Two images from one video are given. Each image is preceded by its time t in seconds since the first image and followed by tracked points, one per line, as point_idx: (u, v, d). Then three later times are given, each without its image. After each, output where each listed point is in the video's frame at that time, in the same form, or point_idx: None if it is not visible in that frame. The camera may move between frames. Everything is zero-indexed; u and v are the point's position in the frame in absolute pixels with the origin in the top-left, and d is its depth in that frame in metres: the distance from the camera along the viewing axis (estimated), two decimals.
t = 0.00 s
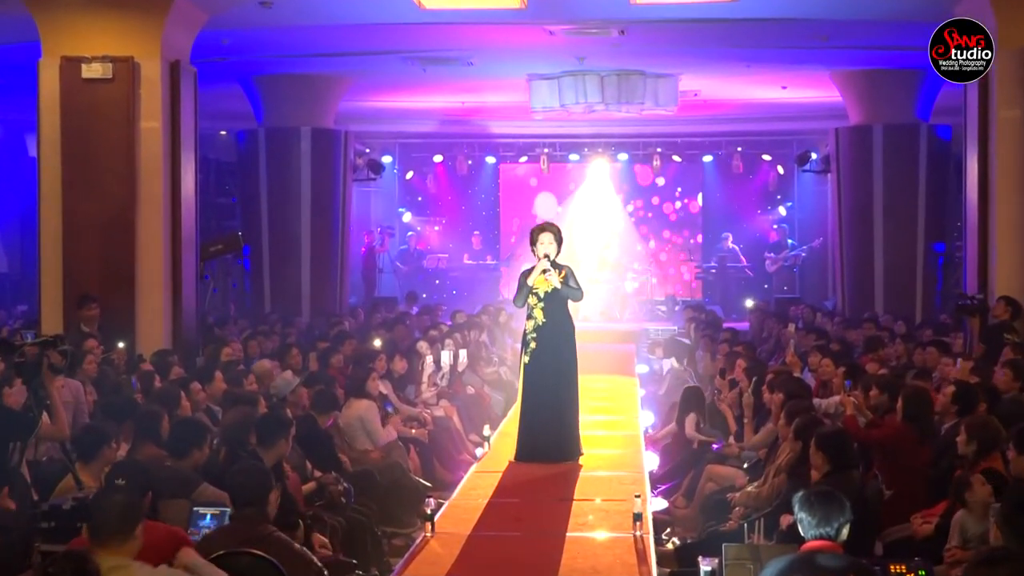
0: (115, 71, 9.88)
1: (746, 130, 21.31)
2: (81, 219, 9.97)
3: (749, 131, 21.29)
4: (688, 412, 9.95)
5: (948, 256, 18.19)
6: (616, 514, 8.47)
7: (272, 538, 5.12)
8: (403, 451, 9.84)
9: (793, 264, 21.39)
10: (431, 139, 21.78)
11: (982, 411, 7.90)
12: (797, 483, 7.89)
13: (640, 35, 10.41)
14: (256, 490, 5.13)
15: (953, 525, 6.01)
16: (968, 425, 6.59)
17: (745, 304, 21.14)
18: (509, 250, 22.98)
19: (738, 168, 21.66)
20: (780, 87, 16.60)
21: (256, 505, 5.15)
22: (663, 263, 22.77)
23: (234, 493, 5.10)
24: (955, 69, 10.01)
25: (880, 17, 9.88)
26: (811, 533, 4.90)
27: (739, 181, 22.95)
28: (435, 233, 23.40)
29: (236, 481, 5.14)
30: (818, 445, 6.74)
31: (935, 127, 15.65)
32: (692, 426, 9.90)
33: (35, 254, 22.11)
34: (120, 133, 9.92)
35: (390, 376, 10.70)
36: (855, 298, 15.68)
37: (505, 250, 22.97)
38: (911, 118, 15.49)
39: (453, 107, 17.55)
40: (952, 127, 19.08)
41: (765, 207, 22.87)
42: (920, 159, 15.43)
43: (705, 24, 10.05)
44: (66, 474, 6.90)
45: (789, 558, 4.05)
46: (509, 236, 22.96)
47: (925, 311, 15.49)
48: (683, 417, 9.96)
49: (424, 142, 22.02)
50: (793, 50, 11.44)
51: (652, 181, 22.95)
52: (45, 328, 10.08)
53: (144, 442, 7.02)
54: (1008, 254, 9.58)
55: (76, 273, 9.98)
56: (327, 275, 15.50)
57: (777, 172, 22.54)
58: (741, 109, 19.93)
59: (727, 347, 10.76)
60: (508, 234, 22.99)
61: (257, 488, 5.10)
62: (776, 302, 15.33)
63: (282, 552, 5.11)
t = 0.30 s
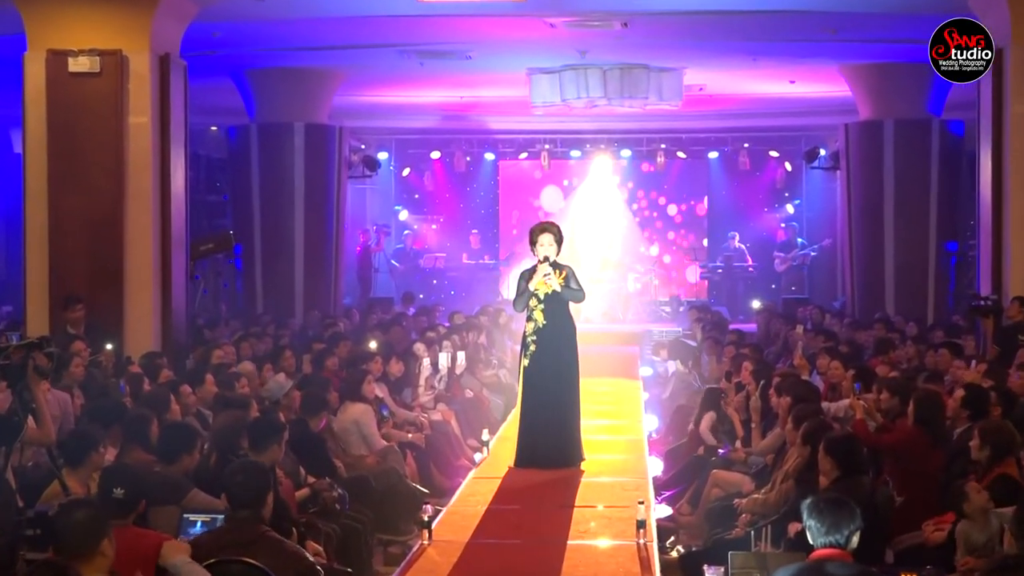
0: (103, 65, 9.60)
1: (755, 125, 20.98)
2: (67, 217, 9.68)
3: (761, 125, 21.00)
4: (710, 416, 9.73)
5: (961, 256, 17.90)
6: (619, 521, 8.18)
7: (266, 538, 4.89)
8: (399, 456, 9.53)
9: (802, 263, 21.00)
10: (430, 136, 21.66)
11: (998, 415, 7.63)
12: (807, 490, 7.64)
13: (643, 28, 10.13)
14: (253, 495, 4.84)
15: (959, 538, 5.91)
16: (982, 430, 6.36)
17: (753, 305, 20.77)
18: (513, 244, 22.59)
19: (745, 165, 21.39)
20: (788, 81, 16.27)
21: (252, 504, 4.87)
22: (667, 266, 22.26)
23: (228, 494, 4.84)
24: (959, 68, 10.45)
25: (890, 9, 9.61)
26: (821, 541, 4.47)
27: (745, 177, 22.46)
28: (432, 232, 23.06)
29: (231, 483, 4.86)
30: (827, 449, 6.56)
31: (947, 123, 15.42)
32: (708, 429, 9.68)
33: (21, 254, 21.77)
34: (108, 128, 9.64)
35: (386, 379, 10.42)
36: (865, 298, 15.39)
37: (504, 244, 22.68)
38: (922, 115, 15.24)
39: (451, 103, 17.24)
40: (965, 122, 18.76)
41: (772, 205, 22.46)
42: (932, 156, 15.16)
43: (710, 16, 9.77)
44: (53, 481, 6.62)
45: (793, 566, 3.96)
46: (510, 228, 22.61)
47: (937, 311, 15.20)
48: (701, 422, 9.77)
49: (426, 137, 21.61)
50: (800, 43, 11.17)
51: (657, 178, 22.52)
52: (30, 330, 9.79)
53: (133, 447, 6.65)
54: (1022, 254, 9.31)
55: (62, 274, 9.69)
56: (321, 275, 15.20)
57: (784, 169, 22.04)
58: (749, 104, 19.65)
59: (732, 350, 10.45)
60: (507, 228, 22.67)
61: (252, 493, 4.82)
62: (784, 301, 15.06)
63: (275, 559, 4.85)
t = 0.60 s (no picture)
0: (90, 58, 9.32)
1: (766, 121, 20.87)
2: (54, 214, 9.40)
3: (768, 121, 20.86)
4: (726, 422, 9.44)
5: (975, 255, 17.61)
6: (622, 528, 7.89)
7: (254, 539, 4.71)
8: (396, 461, 9.23)
9: (810, 262, 20.57)
10: (426, 132, 21.27)
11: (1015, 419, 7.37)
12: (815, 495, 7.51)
13: (647, 20, 9.86)
14: (242, 497, 4.71)
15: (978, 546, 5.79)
16: (994, 434, 6.17)
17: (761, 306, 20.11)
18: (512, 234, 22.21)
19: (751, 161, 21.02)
20: (797, 75, 15.93)
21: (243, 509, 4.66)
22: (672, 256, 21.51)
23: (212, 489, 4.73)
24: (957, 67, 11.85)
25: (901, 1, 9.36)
26: (830, 550, 4.16)
27: (752, 175, 22.33)
28: (430, 229, 22.86)
29: (217, 485, 4.73)
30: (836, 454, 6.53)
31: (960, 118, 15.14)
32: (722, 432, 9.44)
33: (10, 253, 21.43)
34: (95, 123, 9.36)
35: (382, 382, 10.14)
36: (875, 299, 15.16)
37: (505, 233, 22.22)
38: (934, 109, 14.95)
39: (450, 97, 16.94)
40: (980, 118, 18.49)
41: (781, 202, 22.24)
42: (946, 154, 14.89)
43: (715, 8, 9.52)
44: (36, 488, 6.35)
45: None
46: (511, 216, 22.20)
47: (948, 312, 15.05)
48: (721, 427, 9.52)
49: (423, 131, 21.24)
50: (807, 36, 10.92)
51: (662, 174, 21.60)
52: (16, 331, 9.52)
53: (120, 452, 6.52)
54: None
55: (49, 274, 9.42)
56: (316, 275, 14.91)
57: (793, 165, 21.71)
58: (756, 98, 19.30)
59: (739, 353, 10.13)
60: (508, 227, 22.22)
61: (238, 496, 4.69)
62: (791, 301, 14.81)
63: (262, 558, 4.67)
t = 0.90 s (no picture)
0: (77, 50, 9.02)
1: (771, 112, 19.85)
2: (40, 211, 9.11)
3: (778, 115, 19.93)
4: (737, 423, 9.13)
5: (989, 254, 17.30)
6: (625, 535, 7.61)
7: (236, 546, 4.68)
8: (393, 466, 9.01)
9: (819, 262, 20.04)
10: (423, 126, 20.77)
11: None
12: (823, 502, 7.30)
13: (651, 11, 9.59)
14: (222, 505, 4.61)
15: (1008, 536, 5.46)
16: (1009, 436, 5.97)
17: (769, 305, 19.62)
18: (512, 228, 21.94)
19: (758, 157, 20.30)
20: (806, 68, 15.56)
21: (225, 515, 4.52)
22: (674, 249, 21.30)
23: (187, 503, 4.65)
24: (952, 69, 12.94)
25: None
26: (840, 557, 4.18)
27: (760, 171, 21.67)
28: (427, 227, 22.54)
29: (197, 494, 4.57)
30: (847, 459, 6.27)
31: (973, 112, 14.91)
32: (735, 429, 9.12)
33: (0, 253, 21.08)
34: (82, 118, 9.07)
35: (378, 385, 9.85)
36: (887, 299, 14.81)
37: (505, 226, 21.93)
38: (947, 104, 14.71)
39: (448, 91, 16.64)
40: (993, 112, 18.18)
41: (789, 199, 21.64)
42: (959, 150, 14.62)
43: None
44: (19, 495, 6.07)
45: None
46: (513, 207, 21.94)
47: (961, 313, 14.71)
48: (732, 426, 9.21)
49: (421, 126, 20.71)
50: (815, 28, 10.64)
51: (664, 169, 21.41)
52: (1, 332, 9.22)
53: (108, 457, 6.29)
54: None
55: (34, 273, 9.13)
56: (309, 274, 14.60)
57: (802, 162, 21.17)
58: (762, 93, 18.88)
59: (747, 354, 9.84)
60: (509, 224, 21.95)
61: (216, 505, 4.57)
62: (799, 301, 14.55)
63: (246, 566, 4.62)
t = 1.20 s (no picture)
0: (64, 43, 8.75)
1: (783, 109, 19.79)
2: (25, 209, 8.84)
3: (784, 109, 19.73)
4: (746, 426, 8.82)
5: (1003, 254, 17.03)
6: (629, 543, 7.33)
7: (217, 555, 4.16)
8: (389, 472, 8.73)
9: (827, 261, 19.80)
10: (421, 121, 20.20)
11: None
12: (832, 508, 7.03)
13: (655, 3, 9.34)
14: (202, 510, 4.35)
15: None
16: None
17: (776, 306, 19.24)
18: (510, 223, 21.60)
19: (766, 153, 19.84)
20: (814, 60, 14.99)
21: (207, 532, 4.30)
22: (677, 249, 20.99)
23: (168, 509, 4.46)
24: (957, 66, 13.45)
25: None
26: (850, 565, 4.02)
27: (766, 168, 21.21)
28: (424, 226, 22.03)
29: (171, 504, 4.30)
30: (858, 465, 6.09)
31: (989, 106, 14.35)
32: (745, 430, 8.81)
33: None
34: (68, 113, 8.81)
35: (374, 388, 9.59)
36: (898, 298, 14.37)
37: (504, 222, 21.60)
38: (960, 98, 14.23)
39: (445, 85, 16.35)
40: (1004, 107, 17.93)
41: (798, 196, 21.12)
42: (972, 145, 14.15)
43: None
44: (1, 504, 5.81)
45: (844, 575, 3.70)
46: (515, 200, 21.54)
47: (975, 314, 14.27)
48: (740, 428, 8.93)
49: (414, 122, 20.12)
50: (823, 20, 10.41)
51: (665, 166, 21.06)
52: None
53: (95, 462, 6.08)
54: None
55: (19, 273, 8.86)
56: (303, 269, 14.33)
57: (809, 158, 20.71)
58: (767, 87, 18.51)
59: (754, 356, 9.55)
60: (508, 222, 21.65)
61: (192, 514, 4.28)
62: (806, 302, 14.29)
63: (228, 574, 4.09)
